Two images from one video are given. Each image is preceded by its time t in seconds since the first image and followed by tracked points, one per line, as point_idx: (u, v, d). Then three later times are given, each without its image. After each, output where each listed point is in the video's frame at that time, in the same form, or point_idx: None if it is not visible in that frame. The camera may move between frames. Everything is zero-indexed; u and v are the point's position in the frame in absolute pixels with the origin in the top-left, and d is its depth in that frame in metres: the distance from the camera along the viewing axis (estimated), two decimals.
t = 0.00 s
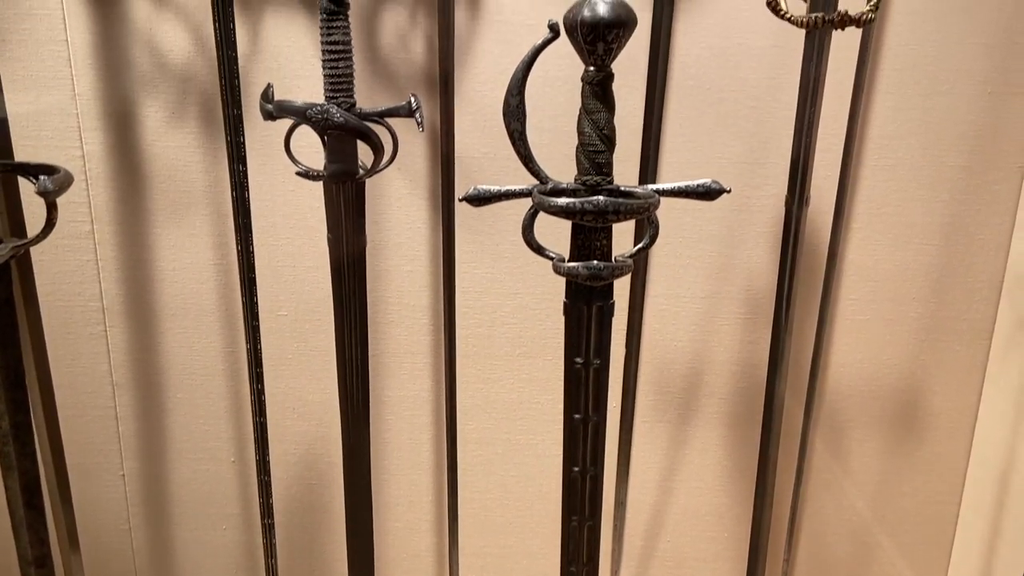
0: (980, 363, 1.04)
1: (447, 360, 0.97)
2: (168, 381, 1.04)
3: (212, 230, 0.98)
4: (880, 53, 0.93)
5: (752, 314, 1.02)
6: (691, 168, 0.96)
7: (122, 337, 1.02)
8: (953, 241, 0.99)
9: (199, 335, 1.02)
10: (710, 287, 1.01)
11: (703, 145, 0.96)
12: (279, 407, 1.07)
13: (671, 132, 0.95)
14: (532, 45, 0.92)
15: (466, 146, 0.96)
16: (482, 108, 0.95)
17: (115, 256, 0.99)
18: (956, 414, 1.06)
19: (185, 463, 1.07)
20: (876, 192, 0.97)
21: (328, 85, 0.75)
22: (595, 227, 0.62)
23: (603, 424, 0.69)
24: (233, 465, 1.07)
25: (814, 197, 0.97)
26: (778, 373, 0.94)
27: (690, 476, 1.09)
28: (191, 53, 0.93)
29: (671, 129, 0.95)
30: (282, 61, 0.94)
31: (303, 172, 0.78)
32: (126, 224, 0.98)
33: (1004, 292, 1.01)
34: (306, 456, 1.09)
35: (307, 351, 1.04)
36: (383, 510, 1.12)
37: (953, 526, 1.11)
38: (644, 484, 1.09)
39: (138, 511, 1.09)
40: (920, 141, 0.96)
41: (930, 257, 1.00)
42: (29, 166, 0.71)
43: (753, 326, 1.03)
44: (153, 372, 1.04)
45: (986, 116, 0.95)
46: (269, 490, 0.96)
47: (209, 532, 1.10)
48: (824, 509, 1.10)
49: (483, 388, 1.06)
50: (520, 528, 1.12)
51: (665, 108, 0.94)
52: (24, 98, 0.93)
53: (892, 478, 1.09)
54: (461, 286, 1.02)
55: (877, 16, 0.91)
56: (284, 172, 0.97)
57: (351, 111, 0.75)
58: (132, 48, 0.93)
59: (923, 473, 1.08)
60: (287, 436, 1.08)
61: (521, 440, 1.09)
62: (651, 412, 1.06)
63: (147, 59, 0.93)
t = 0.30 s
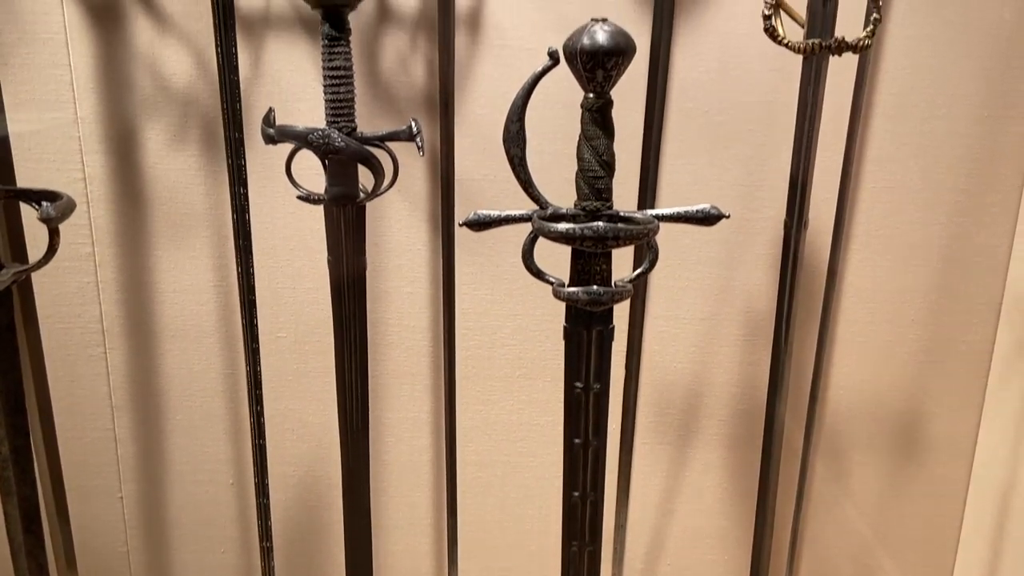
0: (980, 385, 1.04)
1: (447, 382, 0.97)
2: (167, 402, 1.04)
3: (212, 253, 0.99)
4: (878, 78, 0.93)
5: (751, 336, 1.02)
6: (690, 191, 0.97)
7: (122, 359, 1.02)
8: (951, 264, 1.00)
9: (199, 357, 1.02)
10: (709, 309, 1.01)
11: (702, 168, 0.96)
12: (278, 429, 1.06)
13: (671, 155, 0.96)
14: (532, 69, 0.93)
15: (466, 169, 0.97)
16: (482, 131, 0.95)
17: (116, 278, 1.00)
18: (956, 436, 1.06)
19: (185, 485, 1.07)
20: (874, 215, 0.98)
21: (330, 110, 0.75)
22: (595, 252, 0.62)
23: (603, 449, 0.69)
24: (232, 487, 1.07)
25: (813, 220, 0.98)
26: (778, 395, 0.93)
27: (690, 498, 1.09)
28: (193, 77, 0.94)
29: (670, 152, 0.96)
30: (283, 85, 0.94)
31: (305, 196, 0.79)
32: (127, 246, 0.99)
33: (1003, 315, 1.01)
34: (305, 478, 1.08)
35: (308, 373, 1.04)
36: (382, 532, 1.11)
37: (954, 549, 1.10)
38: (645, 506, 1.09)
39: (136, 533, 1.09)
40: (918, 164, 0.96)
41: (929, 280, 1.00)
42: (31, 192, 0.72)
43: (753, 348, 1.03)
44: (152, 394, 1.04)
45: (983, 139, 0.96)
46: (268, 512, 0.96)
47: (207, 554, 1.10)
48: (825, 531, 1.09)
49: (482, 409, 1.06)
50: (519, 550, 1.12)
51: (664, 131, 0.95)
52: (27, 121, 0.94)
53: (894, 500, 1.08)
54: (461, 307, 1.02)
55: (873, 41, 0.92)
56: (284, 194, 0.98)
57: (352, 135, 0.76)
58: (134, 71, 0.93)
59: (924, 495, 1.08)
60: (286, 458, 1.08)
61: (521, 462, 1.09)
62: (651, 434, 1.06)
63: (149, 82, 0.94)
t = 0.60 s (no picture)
0: (980, 402, 1.04)
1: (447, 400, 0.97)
2: (167, 420, 1.04)
3: (213, 271, 0.99)
4: (876, 97, 0.94)
5: (751, 354, 1.02)
6: (689, 209, 0.97)
7: (122, 376, 1.02)
8: (950, 282, 1.00)
9: (199, 374, 1.02)
10: (709, 326, 1.01)
11: (701, 186, 0.97)
12: (277, 447, 1.06)
13: (670, 173, 0.96)
14: (532, 88, 0.93)
15: (466, 187, 0.97)
16: (482, 150, 0.96)
17: (116, 296, 1.00)
18: (956, 454, 1.06)
19: (183, 503, 1.07)
20: (873, 234, 0.98)
21: (332, 130, 0.76)
22: (595, 273, 0.62)
23: (604, 469, 0.69)
24: (231, 506, 1.07)
25: (812, 238, 0.98)
26: (778, 412, 0.93)
27: (691, 516, 1.08)
28: (195, 96, 0.94)
29: (669, 170, 0.96)
30: (285, 104, 0.95)
31: (305, 216, 0.79)
32: (127, 264, 0.99)
33: (1003, 333, 1.01)
34: (304, 496, 1.08)
35: (308, 391, 1.04)
36: (381, 550, 1.11)
37: (955, 567, 1.10)
38: (645, 524, 1.08)
39: (134, 552, 1.09)
40: (916, 183, 0.97)
41: (928, 298, 1.01)
42: (34, 213, 0.72)
43: (753, 366, 1.03)
44: (152, 412, 1.04)
45: (980, 159, 0.96)
46: (267, 530, 0.95)
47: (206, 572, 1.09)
48: (826, 549, 1.09)
49: (482, 427, 1.06)
50: (519, 568, 1.11)
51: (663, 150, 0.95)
52: (30, 140, 0.94)
53: (894, 519, 1.08)
54: (461, 325, 1.02)
55: (871, 61, 0.93)
56: (285, 212, 0.98)
57: (353, 155, 0.76)
58: (136, 90, 0.94)
59: (925, 513, 1.08)
60: (285, 475, 1.07)
61: (521, 480, 1.08)
62: (651, 451, 1.06)
63: (151, 102, 0.94)
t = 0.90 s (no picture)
0: (980, 425, 1.04)
1: (446, 423, 0.97)
2: (166, 443, 1.04)
3: (213, 293, 0.99)
4: (874, 121, 0.94)
5: (751, 377, 1.02)
6: (690, 231, 0.98)
7: (122, 399, 1.02)
8: (950, 304, 1.00)
9: (198, 397, 1.02)
10: (709, 349, 1.01)
11: (701, 209, 0.97)
12: (277, 470, 1.06)
13: (670, 195, 0.97)
14: (532, 111, 0.94)
15: (467, 209, 0.98)
16: (482, 173, 0.96)
17: (117, 318, 1.00)
18: (957, 477, 1.05)
19: (182, 527, 1.06)
20: (873, 256, 0.98)
21: (333, 155, 0.76)
22: (596, 298, 0.62)
23: (605, 494, 0.69)
24: (230, 529, 1.06)
25: (811, 261, 0.98)
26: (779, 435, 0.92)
27: (692, 539, 1.08)
28: (198, 120, 0.95)
29: (669, 193, 0.97)
30: (286, 127, 0.95)
31: (306, 240, 0.79)
32: (128, 287, 0.99)
33: (1003, 355, 1.01)
34: (303, 519, 1.08)
35: (308, 413, 1.04)
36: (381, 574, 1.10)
37: None
38: (645, 548, 1.08)
39: None
40: (915, 206, 0.97)
41: (928, 320, 1.01)
42: (37, 239, 0.72)
43: (754, 388, 1.02)
44: (151, 435, 1.03)
45: (978, 182, 0.97)
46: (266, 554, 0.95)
47: None
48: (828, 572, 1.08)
49: (482, 450, 1.06)
50: None
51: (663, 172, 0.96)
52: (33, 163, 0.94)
53: (896, 542, 1.08)
54: (461, 347, 1.02)
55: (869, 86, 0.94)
56: (285, 235, 0.98)
57: (354, 179, 0.77)
58: (138, 114, 0.94)
59: (927, 537, 1.07)
60: (285, 498, 1.07)
61: (521, 503, 1.08)
62: (652, 474, 1.05)
63: (154, 126, 0.95)
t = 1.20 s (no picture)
0: (981, 442, 1.03)
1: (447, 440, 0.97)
2: (166, 460, 1.03)
3: (214, 310, 0.99)
4: (872, 139, 0.95)
5: (752, 393, 1.02)
6: (690, 248, 0.98)
7: (122, 416, 1.02)
8: (949, 321, 1.00)
9: (198, 414, 1.02)
10: (710, 366, 1.01)
11: (701, 226, 0.97)
12: (277, 487, 1.06)
13: (669, 212, 0.97)
14: (532, 129, 0.95)
15: (467, 226, 0.98)
16: (483, 190, 0.97)
17: (118, 335, 1.00)
18: (959, 494, 1.05)
19: (182, 544, 1.06)
20: (872, 273, 0.99)
21: (334, 173, 0.77)
22: (597, 317, 0.62)
23: (607, 513, 0.69)
24: (229, 547, 1.06)
25: (811, 278, 0.99)
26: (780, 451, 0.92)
27: (693, 556, 1.07)
28: (199, 137, 0.95)
29: (669, 210, 0.97)
30: (288, 145, 0.96)
31: (308, 258, 0.79)
32: (129, 304, 0.99)
33: (1003, 372, 1.01)
34: (303, 536, 1.07)
35: (308, 430, 1.04)
36: None
37: None
38: (646, 565, 1.08)
39: None
40: (914, 223, 0.97)
41: (928, 337, 1.01)
42: (39, 258, 0.73)
43: (755, 405, 1.02)
44: (151, 451, 1.03)
45: (977, 199, 0.97)
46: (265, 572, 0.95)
47: None
48: None
49: (482, 467, 1.06)
50: None
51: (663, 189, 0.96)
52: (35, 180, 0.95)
53: (897, 559, 1.07)
54: (462, 364, 1.02)
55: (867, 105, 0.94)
56: (287, 252, 0.98)
57: (355, 198, 0.77)
58: (140, 132, 0.95)
59: (928, 554, 1.07)
60: (284, 515, 1.07)
61: (521, 520, 1.08)
62: (653, 491, 1.05)
63: (156, 143, 0.95)
